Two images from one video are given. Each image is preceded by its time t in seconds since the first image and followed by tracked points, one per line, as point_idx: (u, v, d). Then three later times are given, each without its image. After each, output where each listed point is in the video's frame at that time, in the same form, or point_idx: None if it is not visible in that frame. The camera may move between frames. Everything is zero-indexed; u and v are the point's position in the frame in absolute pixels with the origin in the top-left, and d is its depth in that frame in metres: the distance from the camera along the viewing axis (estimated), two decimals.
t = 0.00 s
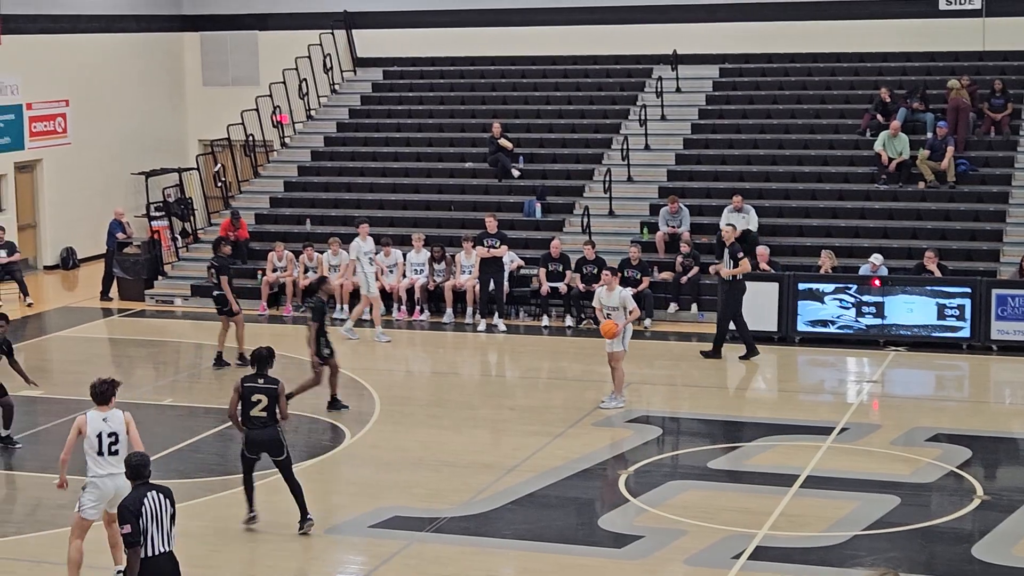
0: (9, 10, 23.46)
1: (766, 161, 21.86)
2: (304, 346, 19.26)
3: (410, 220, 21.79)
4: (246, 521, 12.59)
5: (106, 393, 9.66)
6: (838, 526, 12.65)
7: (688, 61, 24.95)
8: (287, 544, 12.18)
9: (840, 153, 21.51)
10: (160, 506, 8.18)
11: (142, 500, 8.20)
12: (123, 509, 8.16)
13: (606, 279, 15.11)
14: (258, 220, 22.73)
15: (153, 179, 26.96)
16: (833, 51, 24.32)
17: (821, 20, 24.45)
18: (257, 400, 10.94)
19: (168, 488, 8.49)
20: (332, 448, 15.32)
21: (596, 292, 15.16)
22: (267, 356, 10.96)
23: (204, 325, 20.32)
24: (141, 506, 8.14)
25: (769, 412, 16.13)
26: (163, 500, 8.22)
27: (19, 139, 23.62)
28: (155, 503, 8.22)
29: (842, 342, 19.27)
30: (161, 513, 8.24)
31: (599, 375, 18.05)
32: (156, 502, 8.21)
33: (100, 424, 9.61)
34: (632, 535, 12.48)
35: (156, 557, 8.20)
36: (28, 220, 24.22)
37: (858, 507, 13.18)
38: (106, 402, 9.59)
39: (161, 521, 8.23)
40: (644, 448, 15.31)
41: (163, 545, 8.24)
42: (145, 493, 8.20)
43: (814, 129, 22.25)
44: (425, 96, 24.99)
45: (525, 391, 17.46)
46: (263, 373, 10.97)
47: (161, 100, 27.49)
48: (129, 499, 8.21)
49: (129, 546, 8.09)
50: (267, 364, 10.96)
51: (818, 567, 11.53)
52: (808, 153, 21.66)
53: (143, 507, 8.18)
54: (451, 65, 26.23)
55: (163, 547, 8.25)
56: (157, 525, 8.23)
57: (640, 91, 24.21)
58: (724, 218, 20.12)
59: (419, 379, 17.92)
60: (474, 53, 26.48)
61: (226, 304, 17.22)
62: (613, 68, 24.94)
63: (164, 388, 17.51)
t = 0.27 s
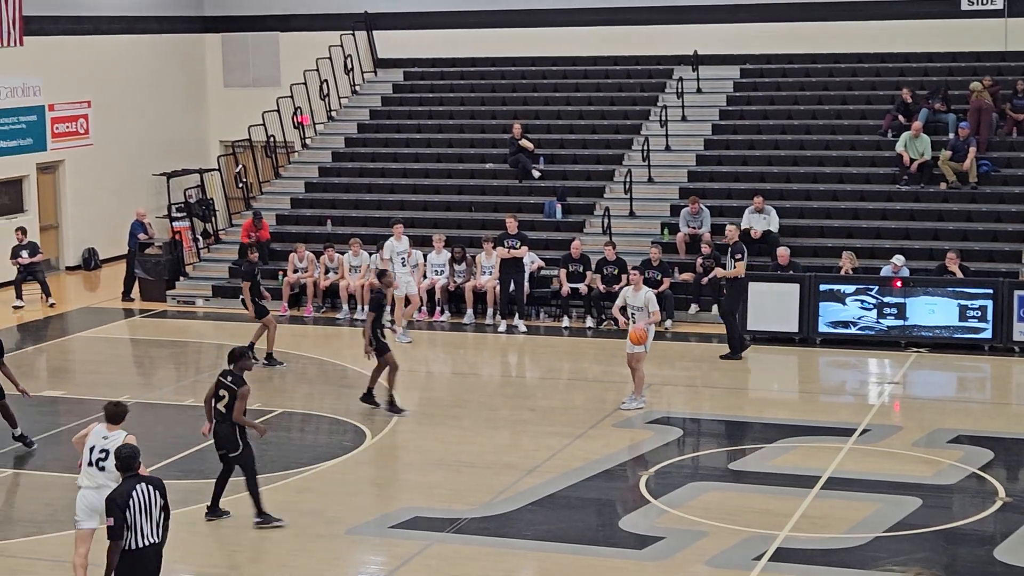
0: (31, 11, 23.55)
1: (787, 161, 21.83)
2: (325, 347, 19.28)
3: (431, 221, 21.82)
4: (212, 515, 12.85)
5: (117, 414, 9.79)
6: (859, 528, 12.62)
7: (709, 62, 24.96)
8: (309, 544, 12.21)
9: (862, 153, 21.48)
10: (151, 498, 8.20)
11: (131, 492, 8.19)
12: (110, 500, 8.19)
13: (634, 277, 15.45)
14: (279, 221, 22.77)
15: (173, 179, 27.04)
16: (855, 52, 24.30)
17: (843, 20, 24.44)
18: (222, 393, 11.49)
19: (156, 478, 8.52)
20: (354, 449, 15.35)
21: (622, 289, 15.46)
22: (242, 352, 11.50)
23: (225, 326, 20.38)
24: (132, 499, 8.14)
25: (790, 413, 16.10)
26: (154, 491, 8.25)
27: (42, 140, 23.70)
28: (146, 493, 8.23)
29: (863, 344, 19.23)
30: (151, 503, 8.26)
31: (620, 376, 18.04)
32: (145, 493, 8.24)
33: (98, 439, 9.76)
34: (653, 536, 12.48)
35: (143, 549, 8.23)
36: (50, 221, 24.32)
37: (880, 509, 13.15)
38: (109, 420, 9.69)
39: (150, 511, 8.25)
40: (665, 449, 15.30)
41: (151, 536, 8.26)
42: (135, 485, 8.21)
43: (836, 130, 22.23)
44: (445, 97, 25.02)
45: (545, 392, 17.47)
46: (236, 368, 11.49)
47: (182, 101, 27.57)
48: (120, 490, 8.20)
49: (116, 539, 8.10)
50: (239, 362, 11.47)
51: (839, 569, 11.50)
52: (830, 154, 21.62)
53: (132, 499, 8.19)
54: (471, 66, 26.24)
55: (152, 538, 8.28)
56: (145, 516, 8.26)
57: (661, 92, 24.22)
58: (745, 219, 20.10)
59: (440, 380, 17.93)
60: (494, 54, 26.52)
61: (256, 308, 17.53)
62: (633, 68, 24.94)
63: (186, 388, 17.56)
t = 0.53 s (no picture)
0: (43, 12, 23.59)
1: (798, 163, 21.83)
2: (335, 348, 19.29)
3: (441, 222, 21.83)
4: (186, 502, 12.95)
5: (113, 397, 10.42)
6: (869, 530, 12.61)
7: (719, 64, 24.96)
8: (318, 545, 12.22)
9: (873, 155, 21.46)
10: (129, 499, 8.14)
11: (111, 491, 8.16)
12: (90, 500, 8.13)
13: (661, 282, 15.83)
14: (289, 222, 22.80)
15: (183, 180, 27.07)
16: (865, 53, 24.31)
17: (853, 22, 24.45)
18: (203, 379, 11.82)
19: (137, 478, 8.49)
20: (364, 449, 15.35)
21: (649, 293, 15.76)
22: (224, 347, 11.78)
23: (235, 326, 20.41)
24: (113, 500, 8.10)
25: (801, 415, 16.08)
26: (134, 492, 8.20)
27: (53, 141, 23.73)
28: (126, 494, 8.20)
29: (873, 346, 19.19)
30: (132, 504, 8.22)
31: (629, 377, 18.03)
32: (125, 492, 8.19)
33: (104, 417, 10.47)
34: (663, 537, 12.47)
35: (122, 549, 8.16)
36: (61, 221, 24.32)
37: (890, 511, 13.13)
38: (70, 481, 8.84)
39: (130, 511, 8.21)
40: (675, 451, 15.29)
41: (130, 536, 8.18)
42: (116, 485, 8.17)
43: (847, 132, 22.23)
44: (456, 98, 25.04)
45: (555, 394, 17.47)
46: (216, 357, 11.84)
47: (191, 102, 27.60)
48: (99, 490, 8.17)
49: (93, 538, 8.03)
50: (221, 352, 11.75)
51: (849, 571, 11.49)
52: (840, 156, 21.61)
53: (112, 498, 8.14)
54: (482, 67, 26.24)
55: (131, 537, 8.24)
56: (125, 517, 8.19)
57: (672, 93, 24.23)
58: (756, 221, 20.09)
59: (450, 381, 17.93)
60: (504, 55, 26.53)
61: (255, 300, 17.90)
62: (644, 70, 24.95)
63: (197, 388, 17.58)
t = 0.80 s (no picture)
0: (46, 12, 23.57)
1: (800, 166, 21.83)
2: (336, 349, 19.29)
3: (443, 224, 21.83)
4: (150, 493, 13.43)
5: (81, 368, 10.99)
6: (870, 532, 12.61)
7: (722, 66, 24.97)
8: (319, 546, 12.21)
9: (876, 158, 21.47)
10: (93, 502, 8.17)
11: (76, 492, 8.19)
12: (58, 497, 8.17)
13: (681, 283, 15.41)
14: (291, 223, 22.81)
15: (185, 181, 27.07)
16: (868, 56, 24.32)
17: (856, 25, 24.48)
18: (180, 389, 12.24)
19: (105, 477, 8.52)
20: (365, 450, 15.35)
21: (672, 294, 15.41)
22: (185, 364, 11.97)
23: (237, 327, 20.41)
24: (79, 501, 8.14)
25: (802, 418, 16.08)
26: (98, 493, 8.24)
27: (55, 141, 23.74)
28: (90, 495, 8.23)
29: (875, 348, 19.19)
30: (96, 505, 8.26)
31: (631, 379, 18.02)
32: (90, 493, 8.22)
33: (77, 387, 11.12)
34: (664, 539, 12.47)
35: (86, 549, 8.23)
36: (63, 222, 24.32)
37: (891, 514, 13.13)
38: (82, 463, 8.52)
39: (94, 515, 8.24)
40: (676, 453, 15.28)
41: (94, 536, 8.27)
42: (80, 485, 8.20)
43: (849, 135, 22.24)
44: (458, 99, 25.03)
45: (556, 395, 17.46)
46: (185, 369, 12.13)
47: (194, 102, 27.60)
48: (65, 487, 8.20)
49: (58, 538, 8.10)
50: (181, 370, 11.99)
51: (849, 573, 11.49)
52: (843, 159, 21.63)
53: (78, 498, 8.19)
54: (485, 69, 26.25)
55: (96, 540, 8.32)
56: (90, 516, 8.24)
57: (674, 95, 24.24)
58: (758, 223, 20.09)
59: (451, 382, 17.94)
60: (506, 57, 26.55)
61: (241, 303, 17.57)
62: (646, 72, 24.95)
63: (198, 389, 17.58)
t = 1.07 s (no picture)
0: (47, 12, 23.56)
1: (801, 168, 21.84)
2: (337, 350, 19.28)
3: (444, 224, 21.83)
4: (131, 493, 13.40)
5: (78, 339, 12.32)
6: (870, 535, 12.61)
7: (723, 67, 24.96)
8: (318, 546, 12.21)
9: (877, 160, 21.47)
10: (70, 491, 8.47)
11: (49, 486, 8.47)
12: (29, 493, 8.40)
13: (702, 282, 15.65)
14: (292, 223, 22.81)
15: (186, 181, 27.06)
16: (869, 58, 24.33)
17: (857, 27, 24.49)
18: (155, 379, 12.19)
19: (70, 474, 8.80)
20: (365, 451, 15.35)
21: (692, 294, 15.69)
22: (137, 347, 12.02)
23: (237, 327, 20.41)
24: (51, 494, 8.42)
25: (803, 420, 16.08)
26: (69, 487, 8.54)
27: (55, 141, 23.73)
28: (61, 489, 8.51)
29: (875, 350, 19.20)
30: (66, 499, 8.56)
31: (631, 380, 18.02)
32: (62, 488, 8.51)
33: (71, 355, 12.39)
34: (664, 541, 12.47)
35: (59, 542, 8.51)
36: (64, 221, 24.33)
37: (891, 516, 13.13)
38: None
39: (65, 506, 8.52)
40: (676, 454, 15.28)
41: (65, 530, 8.55)
42: (51, 480, 8.48)
43: (850, 137, 22.24)
44: (459, 100, 25.04)
45: (557, 396, 17.47)
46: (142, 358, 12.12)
47: (195, 102, 27.59)
48: (36, 483, 8.43)
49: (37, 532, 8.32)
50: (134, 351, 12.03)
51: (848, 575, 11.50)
52: (843, 161, 21.63)
53: (51, 493, 8.46)
54: (486, 69, 26.25)
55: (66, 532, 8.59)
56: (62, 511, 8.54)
57: (675, 97, 24.24)
58: (758, 225, 20.10)
59: (451, 383, 17.94)
60: (508, 57, 26.55)
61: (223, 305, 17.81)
62: (647, 74, 24.95)
63: (199, 389, 17.58)
